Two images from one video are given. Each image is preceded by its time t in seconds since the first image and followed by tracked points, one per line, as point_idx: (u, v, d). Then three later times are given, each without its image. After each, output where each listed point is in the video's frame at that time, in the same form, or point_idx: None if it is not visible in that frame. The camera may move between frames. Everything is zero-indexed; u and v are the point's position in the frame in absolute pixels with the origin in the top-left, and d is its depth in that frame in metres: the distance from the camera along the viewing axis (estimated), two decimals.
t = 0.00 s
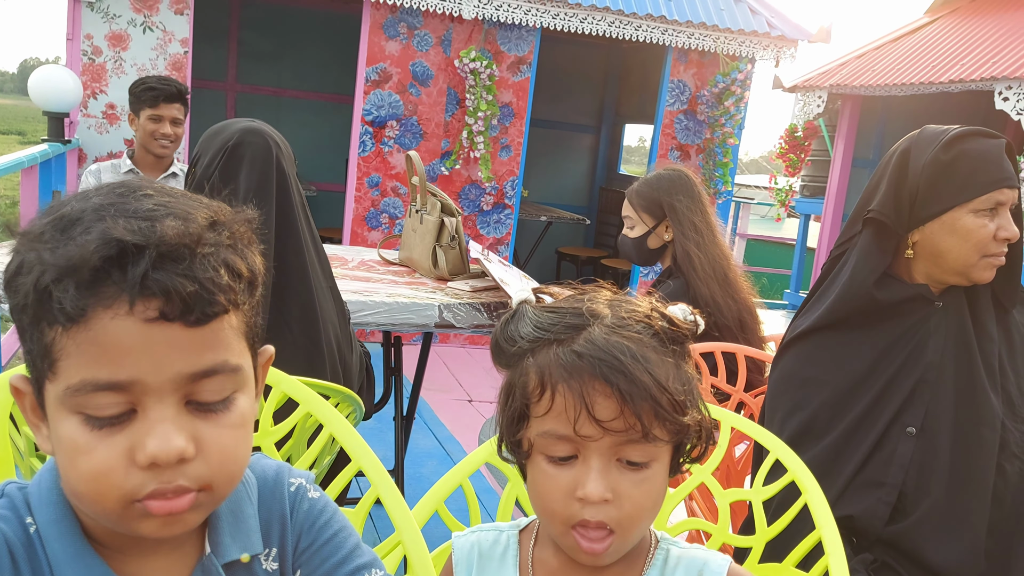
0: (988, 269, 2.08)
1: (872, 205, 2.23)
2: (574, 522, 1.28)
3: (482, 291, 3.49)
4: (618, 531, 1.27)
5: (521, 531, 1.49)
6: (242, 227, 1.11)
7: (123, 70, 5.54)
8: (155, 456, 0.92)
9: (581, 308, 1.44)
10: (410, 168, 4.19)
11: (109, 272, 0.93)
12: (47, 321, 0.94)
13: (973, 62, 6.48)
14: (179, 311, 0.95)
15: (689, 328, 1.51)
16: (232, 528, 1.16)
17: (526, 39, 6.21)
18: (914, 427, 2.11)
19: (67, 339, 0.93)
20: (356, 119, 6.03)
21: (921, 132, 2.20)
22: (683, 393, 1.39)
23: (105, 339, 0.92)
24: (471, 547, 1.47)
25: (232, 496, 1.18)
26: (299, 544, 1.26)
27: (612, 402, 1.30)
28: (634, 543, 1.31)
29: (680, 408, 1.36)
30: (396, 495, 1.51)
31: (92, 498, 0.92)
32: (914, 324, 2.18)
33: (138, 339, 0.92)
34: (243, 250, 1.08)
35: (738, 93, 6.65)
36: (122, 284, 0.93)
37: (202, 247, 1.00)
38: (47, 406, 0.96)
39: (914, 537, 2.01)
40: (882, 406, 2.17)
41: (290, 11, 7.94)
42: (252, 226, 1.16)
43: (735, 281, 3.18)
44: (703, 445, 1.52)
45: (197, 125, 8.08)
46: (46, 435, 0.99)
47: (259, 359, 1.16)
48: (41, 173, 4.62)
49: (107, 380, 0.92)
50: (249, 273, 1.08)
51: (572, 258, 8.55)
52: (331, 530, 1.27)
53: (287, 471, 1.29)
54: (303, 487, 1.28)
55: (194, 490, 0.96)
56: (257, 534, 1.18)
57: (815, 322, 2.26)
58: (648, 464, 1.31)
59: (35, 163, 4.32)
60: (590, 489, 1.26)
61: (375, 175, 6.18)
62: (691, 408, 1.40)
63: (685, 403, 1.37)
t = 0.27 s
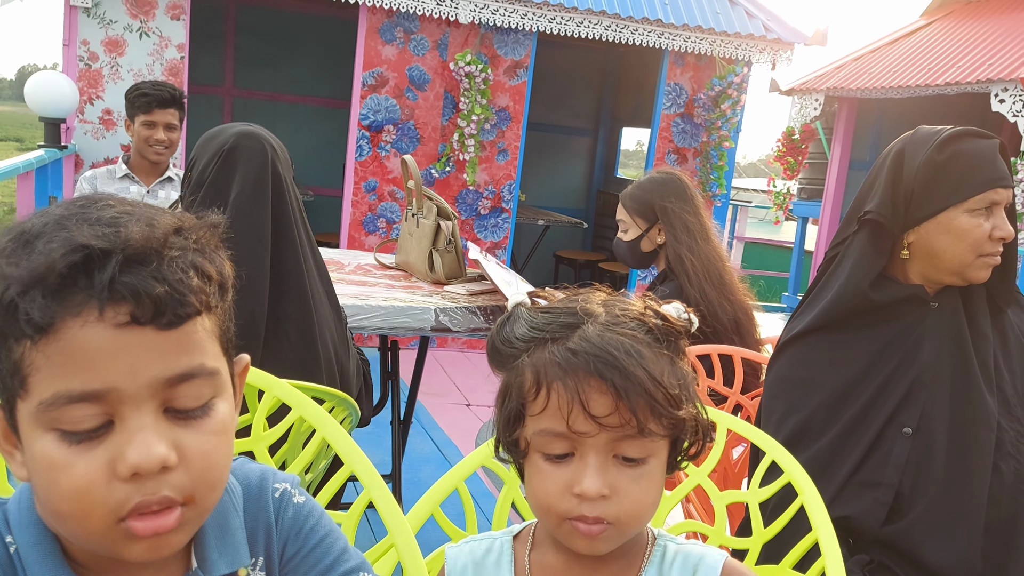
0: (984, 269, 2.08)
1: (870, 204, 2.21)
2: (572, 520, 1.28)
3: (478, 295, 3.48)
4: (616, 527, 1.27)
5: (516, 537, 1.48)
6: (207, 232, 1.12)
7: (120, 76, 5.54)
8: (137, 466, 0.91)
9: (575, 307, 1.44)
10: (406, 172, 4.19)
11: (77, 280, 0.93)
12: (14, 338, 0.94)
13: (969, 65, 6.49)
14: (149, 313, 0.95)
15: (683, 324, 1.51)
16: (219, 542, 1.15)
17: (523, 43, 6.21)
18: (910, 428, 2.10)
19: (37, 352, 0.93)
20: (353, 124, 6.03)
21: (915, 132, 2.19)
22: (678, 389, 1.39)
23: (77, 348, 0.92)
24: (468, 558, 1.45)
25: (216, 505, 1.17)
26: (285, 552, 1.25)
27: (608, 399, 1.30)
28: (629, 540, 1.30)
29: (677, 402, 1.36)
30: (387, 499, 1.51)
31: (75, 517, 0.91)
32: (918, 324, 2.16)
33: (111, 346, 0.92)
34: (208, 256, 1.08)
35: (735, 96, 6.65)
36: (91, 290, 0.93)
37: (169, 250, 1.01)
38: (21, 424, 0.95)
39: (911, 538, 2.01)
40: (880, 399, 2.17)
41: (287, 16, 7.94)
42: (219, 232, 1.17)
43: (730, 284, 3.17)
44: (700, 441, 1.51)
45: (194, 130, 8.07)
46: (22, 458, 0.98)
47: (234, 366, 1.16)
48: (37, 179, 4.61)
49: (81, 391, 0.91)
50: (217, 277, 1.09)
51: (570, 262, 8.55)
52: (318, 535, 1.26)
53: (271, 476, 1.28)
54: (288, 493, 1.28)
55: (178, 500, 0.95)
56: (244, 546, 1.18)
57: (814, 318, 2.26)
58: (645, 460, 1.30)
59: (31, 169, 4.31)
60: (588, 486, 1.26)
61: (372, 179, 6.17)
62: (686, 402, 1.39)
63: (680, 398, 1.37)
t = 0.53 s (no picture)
0: (979, 269, 2.08)
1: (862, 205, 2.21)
2: (559, 507, 1.26)
3: (475, 297, 3.48)
4: (603, 514, 1.26)
5: (505, 538, 1.48)
6: (193, 250, 1.09)
7: (116, 78, 5.53)
8: (136, 494, 0.88)
9: (560, 299, 1.45)
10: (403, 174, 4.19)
11: (71, 299, 0.89)
12: None
13: (965, 66, 6.51)
14: (149, 335, 0.91)
15: (668, 316, 1.51)
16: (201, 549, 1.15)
17: (519, 45, 6.22)
18: (907, 428, 2.10)
19: (27, 376, 0.88)
20: (350, 126, 6.02)
21: (909, 134, 2.19)
22: (663, 376, 1.38)
23: (71, 371, 0.87)
24: (456, 560, 1.45)
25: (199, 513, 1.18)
26: (272, 560, 1.25)
27: (591, 383, 1.30)
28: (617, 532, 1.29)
29: (661, 388, 1.35)
30: (375, 502, 1.51)
31: (69, 547, 0.88)
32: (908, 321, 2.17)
33: (108, 369, 0.88)
34: (197, 274, 1.06)
35: (731, 98, 6.66)
36: (88, 310, 0.89)
37: (164, 268, 0.98)
38: (5, 453, 0.90)
39: (909, 538, 2.01)
40: (876, 399, 2.17)
41: (284, 18, 7.95)
42: (204, 247, 1.14)
43: (727, 287, 3.17)
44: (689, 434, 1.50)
45: (191, 133, 8.06)
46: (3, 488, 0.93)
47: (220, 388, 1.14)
48: (33, 182, 4.60)
49: (75, 417, 0.87)
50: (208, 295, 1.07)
51: (567, 264, 8.56)
52: (306, 539, 1.26)
53: (255, 481, 1.28)
54: (272, 499, 1.27)
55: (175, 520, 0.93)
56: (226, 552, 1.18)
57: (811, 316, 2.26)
58: (631, 447, 1.29)
59: (27, 172, 4.30)
60: (573, 472, 1.25)
61: (369, 182, 6.17)
62: (670, 389, 1.38)
63: (664, 384, 1.36)
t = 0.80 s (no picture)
0: (975, 266, 2.08)
1: (857, 204, 2.22)
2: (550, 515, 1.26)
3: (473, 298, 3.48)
4: (593, 519, 1.26)
5: (496, 538, 1.48)
6: (188, 265, 1.09)
7: (112, 83, 5.53)
8: (144, 515, 0.88)
9: (532, 305, 1.44)
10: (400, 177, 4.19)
11: (73, 319, 0.88)
12: None
13: (962, 64, 6.52)
14: (153, 352, 0.91)
15: (640, 312, 1.52)
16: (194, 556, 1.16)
17: (516, 46, 6.23)
18: (905, 426, 2.10)
19: (28, 400, 0.87)
20: (347, 129, 6.02)
21: (903, 131, 2.20)
22: (641, 375, 1.38)
23: (74, 392, 0.87)
24: (448, 561, 1.45)
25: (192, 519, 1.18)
26: (266, 567, 1.26)
27: (570, 393, 1.30)
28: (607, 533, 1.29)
29: (640, 387, 1.36)
30: (368, 506, 1.51)
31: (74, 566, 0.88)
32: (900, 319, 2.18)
33: (113, 389, 0.88)
34: (193, 290, 1.05)
35: (728, 97, 6.67)
36: (91, 329, 0.89)
37: (165, 286, 0.98)
38: (3, 478, 0.90)
39: (906, 536, 2.01)
40: (874, 397, 2.17)
41: (281, 22, 7.96)
42: (198, 261, 1.13)
43: (726, 287, 3.18)
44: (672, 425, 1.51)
45: (188, 137, 8.06)
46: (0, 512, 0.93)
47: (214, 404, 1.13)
48: (30, 186, 4.60)
49: (81, 440, 0.87)
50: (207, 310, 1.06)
51: (565, 265, 8.56)
52: (301, 543, 1.26)
53: (248, 488, 1.29)
54: (264, 505, 1.27)
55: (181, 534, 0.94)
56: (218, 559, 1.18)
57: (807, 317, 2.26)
58: (615, 449, 1.30)
59: (24, 177, 4.30)
60: (561, 481, 1.25)
61: (367, 184, 6.17)
62: (649, 386, 1.39)
63: (642, 382, 1.37)
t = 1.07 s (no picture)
0: (970, 264, 2.08)
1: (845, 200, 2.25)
2: (536, 511, 1.27)
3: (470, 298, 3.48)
4: (580, 514, 1.26)
5: (490, 537, 1.48)
6: (187, 272, 1.06)
7: (109, 84, 5.53)
8: (144, 527, 0.87)
9: (516, 304, 1.45)
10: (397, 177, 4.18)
11: (78, 333, 0.86)
12: None
13: (958, 62, 6.53)
14: (156, 367, 0.89)
15: (626, 306, 1.52)
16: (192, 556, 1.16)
17: (513, 46, 6.23)
18: (901, 423, 2.10)
19: (30, 414, 0.84)
20: (345, 129, 6.02)
21: (898, 130, 2.20)
22: (625, 369, 1.38)
23: (78, 408, 0.84)
24: (445, 560, 1.46)
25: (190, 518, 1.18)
26: (263, 568, 1.26)
27: (553, 388, 1.29)
28: (597, 528, 1.29)
29: (624, 381, 1.35)
30: (365, 506, 1.51)
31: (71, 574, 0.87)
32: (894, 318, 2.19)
33: (117, 405, 0.86)
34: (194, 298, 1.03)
35: (725, 96, 6.66)
36: (95, 343, 0.86)
37: (169, 299, 0.96)
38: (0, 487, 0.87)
39: (904, 534, 2.01)
40: (870, 395, 2.17)
41: (278, 23, 7.95)
42: (197, 267, 1.12)
43: (723, 285, 3.19)
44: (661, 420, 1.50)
45: (185, 138, 8.06)
46: None
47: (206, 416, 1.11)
48: (26, 188, 4.59)
49: (85, 455, 0.85)
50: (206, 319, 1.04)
51: (563, 264, 8.57)
52: (298, 543, 1.26)
53: (243, 489, 1.29)
54: (260, 506, 1.28)
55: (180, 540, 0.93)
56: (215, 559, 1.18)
57: (803, 316, 2.26)
58: (602, 444, 1.30)
59: (20, 179, 4.30)
60: (548, 477, 1.25)
61: (364, 185, 6.17)
62: (635, 380, 1.38)
63: (628, 375, 1.36)
